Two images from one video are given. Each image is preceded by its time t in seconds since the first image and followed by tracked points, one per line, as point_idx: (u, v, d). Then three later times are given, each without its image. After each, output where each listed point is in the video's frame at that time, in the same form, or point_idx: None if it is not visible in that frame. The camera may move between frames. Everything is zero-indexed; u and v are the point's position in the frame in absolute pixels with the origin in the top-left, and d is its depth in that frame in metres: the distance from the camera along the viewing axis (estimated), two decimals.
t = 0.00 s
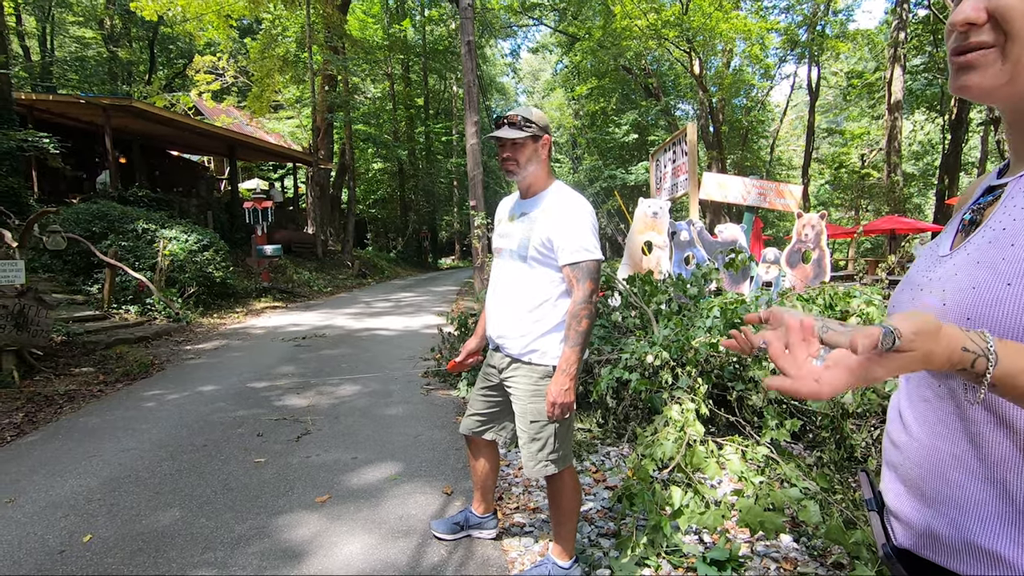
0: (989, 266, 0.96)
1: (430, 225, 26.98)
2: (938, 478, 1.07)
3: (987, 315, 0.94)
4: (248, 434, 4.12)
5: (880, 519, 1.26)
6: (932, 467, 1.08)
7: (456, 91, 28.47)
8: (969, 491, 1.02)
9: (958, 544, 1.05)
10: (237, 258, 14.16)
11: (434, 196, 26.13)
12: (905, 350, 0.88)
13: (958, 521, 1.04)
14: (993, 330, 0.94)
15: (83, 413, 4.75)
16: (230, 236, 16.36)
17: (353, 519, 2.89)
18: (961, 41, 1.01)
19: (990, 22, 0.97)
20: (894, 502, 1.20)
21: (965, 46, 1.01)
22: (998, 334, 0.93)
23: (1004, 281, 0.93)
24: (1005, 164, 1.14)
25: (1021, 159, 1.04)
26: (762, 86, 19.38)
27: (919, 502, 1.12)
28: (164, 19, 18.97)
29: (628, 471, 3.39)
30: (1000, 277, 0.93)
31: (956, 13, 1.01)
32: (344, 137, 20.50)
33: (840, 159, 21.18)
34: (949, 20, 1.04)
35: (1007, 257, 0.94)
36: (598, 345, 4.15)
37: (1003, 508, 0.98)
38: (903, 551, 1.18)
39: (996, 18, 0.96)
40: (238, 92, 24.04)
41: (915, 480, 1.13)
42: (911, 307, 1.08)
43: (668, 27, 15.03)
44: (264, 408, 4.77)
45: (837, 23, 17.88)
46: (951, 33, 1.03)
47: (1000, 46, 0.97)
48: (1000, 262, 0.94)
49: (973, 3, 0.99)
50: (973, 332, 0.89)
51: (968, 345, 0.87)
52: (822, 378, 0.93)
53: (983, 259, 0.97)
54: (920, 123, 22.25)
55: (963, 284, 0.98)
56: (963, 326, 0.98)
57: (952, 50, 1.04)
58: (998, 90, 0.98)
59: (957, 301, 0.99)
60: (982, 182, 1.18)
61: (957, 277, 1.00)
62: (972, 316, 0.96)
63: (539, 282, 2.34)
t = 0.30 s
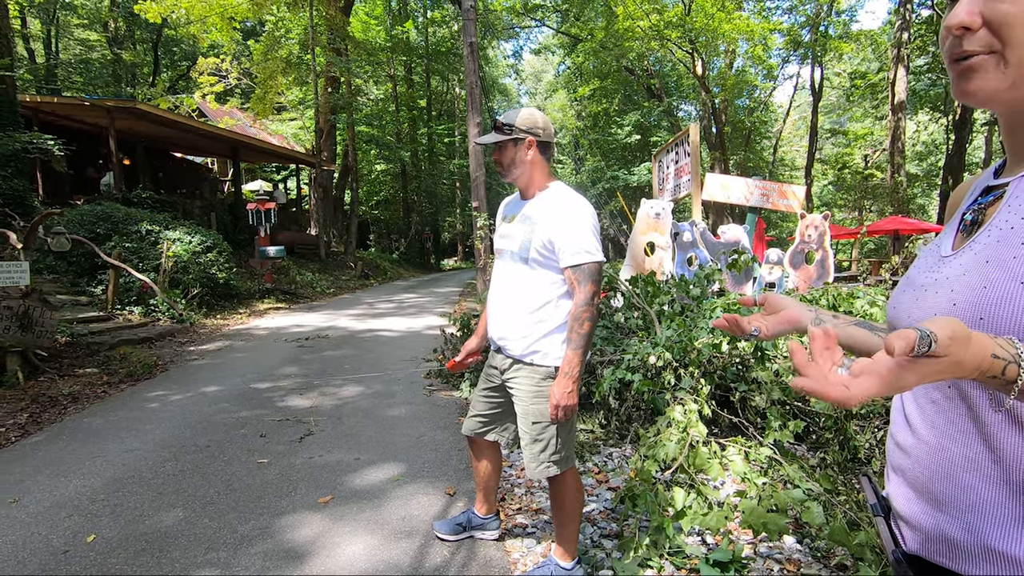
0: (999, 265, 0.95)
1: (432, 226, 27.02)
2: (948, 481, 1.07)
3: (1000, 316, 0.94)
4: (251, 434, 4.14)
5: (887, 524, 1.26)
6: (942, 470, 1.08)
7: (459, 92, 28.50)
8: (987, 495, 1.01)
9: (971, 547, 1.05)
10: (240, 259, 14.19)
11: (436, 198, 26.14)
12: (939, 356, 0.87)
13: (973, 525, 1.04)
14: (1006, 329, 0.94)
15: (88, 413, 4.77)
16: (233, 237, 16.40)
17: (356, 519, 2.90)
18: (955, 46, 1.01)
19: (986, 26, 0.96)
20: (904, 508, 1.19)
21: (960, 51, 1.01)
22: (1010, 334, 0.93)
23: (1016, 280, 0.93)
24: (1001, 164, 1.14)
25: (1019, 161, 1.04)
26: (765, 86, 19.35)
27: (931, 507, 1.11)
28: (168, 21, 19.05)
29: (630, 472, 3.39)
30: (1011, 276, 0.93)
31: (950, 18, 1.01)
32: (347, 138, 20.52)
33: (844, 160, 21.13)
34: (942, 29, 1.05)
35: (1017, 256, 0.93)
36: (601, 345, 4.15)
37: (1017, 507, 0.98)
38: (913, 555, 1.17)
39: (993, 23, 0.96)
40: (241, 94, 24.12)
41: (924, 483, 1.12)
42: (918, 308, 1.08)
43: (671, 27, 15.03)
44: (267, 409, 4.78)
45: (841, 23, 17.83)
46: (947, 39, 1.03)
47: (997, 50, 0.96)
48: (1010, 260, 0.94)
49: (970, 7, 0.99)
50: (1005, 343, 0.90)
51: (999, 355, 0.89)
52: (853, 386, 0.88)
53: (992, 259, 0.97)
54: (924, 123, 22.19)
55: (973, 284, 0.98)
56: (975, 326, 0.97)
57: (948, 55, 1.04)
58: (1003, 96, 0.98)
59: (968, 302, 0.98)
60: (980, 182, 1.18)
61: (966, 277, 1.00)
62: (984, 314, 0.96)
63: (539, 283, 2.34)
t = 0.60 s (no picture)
0: (1005, 266, 0.95)
1: (434, 227, 27.06)
2: (950, 482, 1.07)
3: (1006, 318, 0.93)
4: (253, 435, 4.14)
5: (889, 524, 1.25)
6: (945, 472, 1.07)
7: (460, 93, 28.52)
8: (988, 495, 1.01)
9: (972, 547, 1.05)
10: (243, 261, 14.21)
11: (438, 199, 26.16)
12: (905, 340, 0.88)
13: (976, 526, 1.04)
14: (1008, 332, 0.93)
15: (91, 414, 4.78)
16: (236, 238, 16.43)
17: (358, 520, 2.90)
18: (964, 34, 1.02)
19: (998, 13, 0.97)
20: (906, 508, 1.19)
21: (971, 39, 1.01)
22: (1015, 337, 0.93)
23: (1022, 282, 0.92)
24: (1008, 157, 1.15)
25: None
26: (766, 86, 19.33)
27: (934, 507, 1.11)
28: (170, 23, 19.12)
29: (633, 472, 3.39)
30: (1017, 279, 0.93)
31: (958, 6, 1.02)
32: (349, 139, 20.54)
33: (846, 159, 21.08)
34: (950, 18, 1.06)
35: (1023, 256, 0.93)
36: (603, 346, 4.15)
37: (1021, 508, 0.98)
38: (917, 555, 1.17)
39: (1006, 8, 0.96)
40: (243, 96, 24.17)
41: (928, 485, 1.12)
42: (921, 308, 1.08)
43: (672, 27, 15.06)
44: (269, 410, 4.79)
45: (842, 23, 17.79)
46: (954, 28, 1.04)
47: (1011, 36, 0.96)
48: (1015, 261, 0.94)
49: None
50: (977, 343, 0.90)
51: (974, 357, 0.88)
52: (815, 351, 0.97)
53: (998, 259, 0.96)
54: (926, 122, 22.14)
55: (977, 284, 0.98)
56: (979, 328, 0.97)
57: (955, 45, 1.04)
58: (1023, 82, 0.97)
59: (974, 302, 0.98)
60: (983, 179, 1.18)
61: (970, 277, 0.99)
62: (990, 317, 0.95)
63: (540, 283, 2.34)
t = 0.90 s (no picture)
0: (1001, 267, 0.95)
1: (434, 228, 27.06)
2: (947, 483, 1.07)
3: (1000, 319, 0.93)
4: (255, 436, 4.14)
5: (888, 524, 1.25)
6: (943, 473, 1.07)
7: (460, 93, 28.52)
8: (987, 496, 1.01)
9: (971, 548, 1.05)
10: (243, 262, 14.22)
11: (438, 199, 26.16)
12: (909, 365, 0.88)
13: (973, 527, 1.04)
14: (1003, 333, 0.93)
15: (92, 416, 4.78)
16: (236, 240, 16.43)
17: (360, 521, 2.91)
18: (961, 34, 1.01)
19: (996, 12, 0.97)
20: (905, 510, 1.19)
21: (966, 38, 1.01)
22: (1010, 339, 0.93)
23: (1016, 284, 0.92)
24: (1005, 157, 1.14)
25: (1022, 154, 1.04)
26: (766, 85, 19.31)
27: (933, 509, 1.11)
28: (169, 25, 19.14)
29: (634, 472, 3.40)
30: (1011, 281, 0.93)
31: (956, 5, 1.01)
32: (349, 140, 20.54)
33: (846, 158, 21.07)
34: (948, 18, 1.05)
35: (1017, 258, 0.93)
36: (604, 346, 4.15)
37: (1018, 509, 0.98)
38: (915, 555, 1.17)
39: (1004, 8, 0.96)
40: (243, 97, 24.19)
41: (927, 486, 1.12)
42: (918, 308, 1.08)
43: (672, 27, 15.07)
44: (271, 411, 4.79)
45: (842, 22, 17.73)
46: (951, 28, 1.04)
47: (1010, 33, 0.96)
48: (1010, 263, 0.94)
49: None
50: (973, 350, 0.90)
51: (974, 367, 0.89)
52: (826, 393, 0.95)
53: (995, 261, 0.96)
54: (927, 121, 22.12)
55: (973, 286, 0.98)
56: (975, 331, 0.97)
57: (952, 44, 1.04)
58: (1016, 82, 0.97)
59: (969, 304, 0.98)
60: (981, 179, 1.18)
61: (965, 279, 0.99)
62: (985, 319, 0.95)
63: (540, 283, 2.34)
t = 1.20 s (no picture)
0: (1004, 268, 0.95)
1: (436, 228, 27.08)
2: (950, 483, 1.07)
3: (1005, 320, 0.93)
4: (257, 437, 4.15)
5: (891, 525, 1.25)
6: (945, 473, 1.08)
7: (462, 94, 28.52)
8: (988, 496, 1.01)
9: (972, 549, 1.04)
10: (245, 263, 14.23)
11: (440, 200, 26.17)
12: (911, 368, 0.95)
13: (975, 527, 1.04)
14: (1007, 334, 0.93)
15: (95, 416, 4.79)
16: (238, 240, 16.46)
17: (363, 521, 2.91)
18: (962, 35, 1.01)
19: (997, 14, 0.97)
20: (907, 509, 1.19)
21: (968, 39, 1.01)
22: (1013, 340, 0.93)
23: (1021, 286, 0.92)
24: (1007, 159, 1.15)
25: None
26: (768, 85, 19.29)
27: (934, 508, 1.11)
28: (171, 26, 19.17)
29: (636, 473, 3.40)
30: (1016, 282, 0.92)
31: (958, 8, 1.01)
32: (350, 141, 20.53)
33: (849, 159, 21.04)
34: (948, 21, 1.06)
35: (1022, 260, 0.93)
36: (606, 347, 4.16)
37: (1020, 510, 0.97)
38: (917, 558, 1.16)
39: (1005, 9, 0.96)
40: (245, 98, 24.24)
41: (930, 487, 1.11)
42: (923, 309, 1.08)
43: (673, 28, 15.07)
44: (273, 412, 4.80)
45: (844, 22, 17.61)
46: (953, 30, 1.04)
47: (1011, 35, 0.96)
48: (1015, 263, 0.93)
49: None
50: (974, 360, 0.92)
51: (974, 373, 0.90)
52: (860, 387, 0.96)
53: (998, 262, 0.96)
54: (929, 121, 22.07)
55: (977, 287, 0.98)
56: (980, 332, 0.97)
57: (954, 46, 1.04)
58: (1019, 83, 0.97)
59: (973, 304, 0.98)
60: (985, 181, 1.18)
61: (970, 280, 0.99)
62: (991, 320, 0.95)
63: (543, 284, 2.34)
